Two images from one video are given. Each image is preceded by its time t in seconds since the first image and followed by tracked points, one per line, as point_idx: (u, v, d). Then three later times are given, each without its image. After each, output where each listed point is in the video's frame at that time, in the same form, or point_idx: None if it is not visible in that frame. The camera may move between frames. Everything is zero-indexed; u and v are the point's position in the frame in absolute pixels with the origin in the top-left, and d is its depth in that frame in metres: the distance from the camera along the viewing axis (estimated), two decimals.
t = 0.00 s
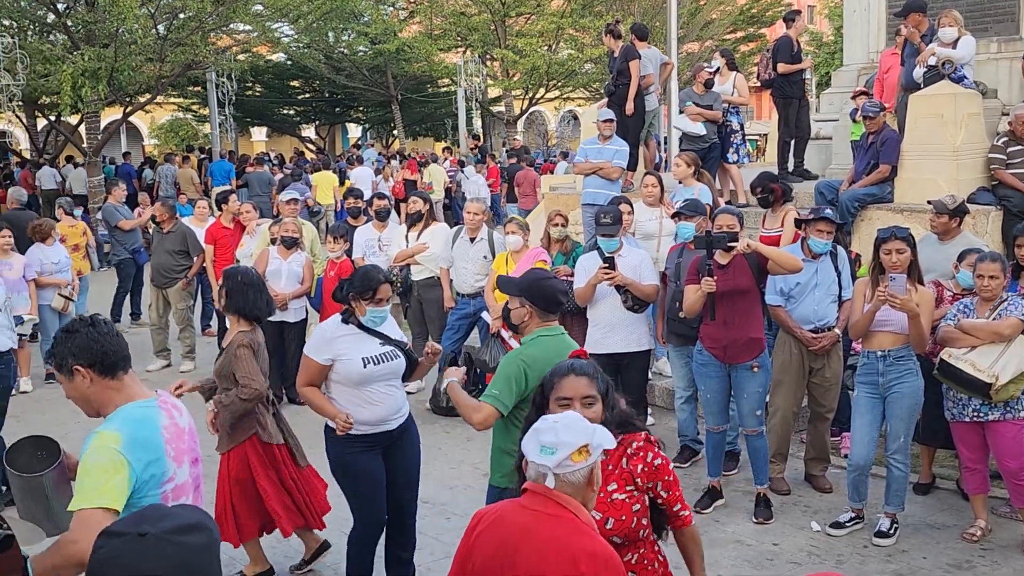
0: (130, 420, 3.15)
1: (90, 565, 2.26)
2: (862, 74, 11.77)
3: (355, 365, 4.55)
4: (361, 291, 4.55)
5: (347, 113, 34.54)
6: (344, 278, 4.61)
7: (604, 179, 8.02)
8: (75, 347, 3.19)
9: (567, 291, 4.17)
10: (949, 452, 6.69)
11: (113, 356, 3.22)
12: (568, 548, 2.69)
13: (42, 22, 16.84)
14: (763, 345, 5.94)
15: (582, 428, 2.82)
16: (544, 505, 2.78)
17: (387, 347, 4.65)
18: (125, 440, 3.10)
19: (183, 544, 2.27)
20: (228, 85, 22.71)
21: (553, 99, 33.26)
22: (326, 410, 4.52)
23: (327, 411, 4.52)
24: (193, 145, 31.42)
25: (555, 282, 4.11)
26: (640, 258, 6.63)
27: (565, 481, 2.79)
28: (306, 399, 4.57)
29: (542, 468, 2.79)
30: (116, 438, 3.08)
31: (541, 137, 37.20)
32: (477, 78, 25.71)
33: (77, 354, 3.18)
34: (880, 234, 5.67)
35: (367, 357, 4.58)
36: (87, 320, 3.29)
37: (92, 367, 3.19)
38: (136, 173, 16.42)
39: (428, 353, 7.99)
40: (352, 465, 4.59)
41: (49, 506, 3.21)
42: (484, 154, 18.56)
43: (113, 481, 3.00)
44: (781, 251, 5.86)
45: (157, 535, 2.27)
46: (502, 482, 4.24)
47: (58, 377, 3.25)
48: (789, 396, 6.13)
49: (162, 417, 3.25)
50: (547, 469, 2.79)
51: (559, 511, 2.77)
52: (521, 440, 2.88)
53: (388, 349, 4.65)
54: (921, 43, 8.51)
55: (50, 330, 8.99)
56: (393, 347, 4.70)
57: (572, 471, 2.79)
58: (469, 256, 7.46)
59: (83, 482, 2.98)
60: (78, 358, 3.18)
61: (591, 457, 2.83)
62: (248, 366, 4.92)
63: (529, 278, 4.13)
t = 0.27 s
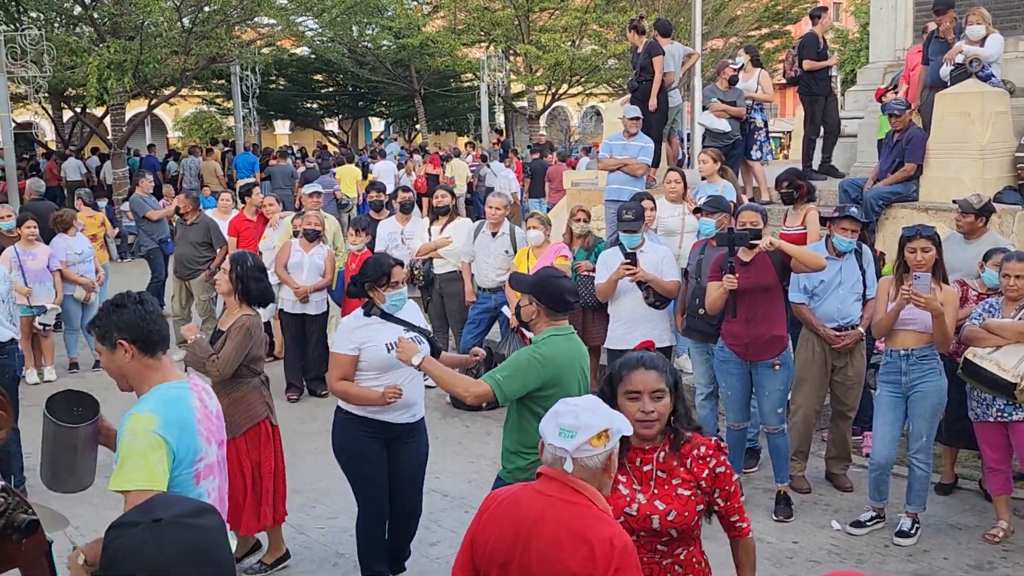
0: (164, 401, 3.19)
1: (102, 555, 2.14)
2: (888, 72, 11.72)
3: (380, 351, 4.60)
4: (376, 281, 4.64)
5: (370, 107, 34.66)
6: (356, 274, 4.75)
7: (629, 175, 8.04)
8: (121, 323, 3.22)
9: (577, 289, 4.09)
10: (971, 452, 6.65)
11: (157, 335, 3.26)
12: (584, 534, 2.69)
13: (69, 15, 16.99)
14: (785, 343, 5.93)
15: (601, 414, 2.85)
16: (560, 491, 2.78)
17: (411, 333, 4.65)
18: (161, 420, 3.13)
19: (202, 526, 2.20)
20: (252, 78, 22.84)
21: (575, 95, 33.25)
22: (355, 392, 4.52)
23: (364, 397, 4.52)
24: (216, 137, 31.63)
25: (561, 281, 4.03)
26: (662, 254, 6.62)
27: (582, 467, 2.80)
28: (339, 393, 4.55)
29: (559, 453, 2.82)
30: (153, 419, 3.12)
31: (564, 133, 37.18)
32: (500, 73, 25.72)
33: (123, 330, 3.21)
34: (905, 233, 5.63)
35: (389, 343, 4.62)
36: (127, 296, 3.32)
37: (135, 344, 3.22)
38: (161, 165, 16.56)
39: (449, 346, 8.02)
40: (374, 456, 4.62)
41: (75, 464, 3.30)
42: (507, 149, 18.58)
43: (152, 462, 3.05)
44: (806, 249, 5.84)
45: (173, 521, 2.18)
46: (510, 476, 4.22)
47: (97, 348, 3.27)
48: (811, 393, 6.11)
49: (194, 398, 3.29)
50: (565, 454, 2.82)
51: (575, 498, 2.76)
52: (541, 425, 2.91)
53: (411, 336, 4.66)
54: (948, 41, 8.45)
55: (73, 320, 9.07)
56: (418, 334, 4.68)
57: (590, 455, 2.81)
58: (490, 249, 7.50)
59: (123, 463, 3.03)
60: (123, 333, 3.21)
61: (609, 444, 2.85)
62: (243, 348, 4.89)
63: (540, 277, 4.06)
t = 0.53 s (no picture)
0: (226, 374, 3.24)
1: (137, 531, 2.03)
2: (910, 69, 11.66)
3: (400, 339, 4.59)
4: (393, 260, 4.77)
5: (389, 100, 34.70)
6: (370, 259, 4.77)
7: (650, 170, 8.03)
8: (178, 302, 3.26)
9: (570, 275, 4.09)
10: (989, 451, 6.60)
11: (210, 317, 3.32)
12: (567, 520, 2.63)
13: (91, 5, 17.08)
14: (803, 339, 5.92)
15: (599, 404, 2.84)
16: (548, 477, 2.73)
17: (429, 321, 4.61)
18: (227, 392, 3.18)
19: (239, 502, 2.10)
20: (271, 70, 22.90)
21: (594, 91, 33.19)
22: (376, 379, 4.51)
23: (387, 385, 4.51)
24: (235, 129, 31.76)
25: (551, 266, 4.01)
26: (680, 248, 6.60)
27: (575, 455, 2.78)
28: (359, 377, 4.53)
29: (554, 443, 2.80)
30: (218, 391, 3.17)
31: (582, 129, 37.15)
32: (519, 68, 25.68)
33: (180, 308, 3.25)
34: (927, 228, 5.60)
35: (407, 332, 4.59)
36: (178, 278, 3.36)
37: (191, 323, 3.27)
38: (180, 156, 16.62)
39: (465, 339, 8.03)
40: (390, 444, 4.61)
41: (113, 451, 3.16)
42: (525, 143, 18.58)
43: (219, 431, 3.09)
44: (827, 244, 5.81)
45: (209, 495, 2.08)
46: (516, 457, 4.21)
47: (147, 325, 3.29)
48: (828, 389, 6.08)
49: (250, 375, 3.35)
50: (562, 439, 2.79)
51: (562, 485, 2.71)
52: (540, 412, 2.89)
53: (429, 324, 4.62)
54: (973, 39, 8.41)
55: (91, 308, 9.11)
56: (435, 321, 4.63)
57: (583, 445, 2.78)
58: (508, 243, 7.46)
59: (191, 428, 3.06)
60: (181, 311, 3.25)
61: (605, 435, 2.82)
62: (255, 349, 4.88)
63: (533, 260, 4.03)
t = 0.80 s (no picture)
0: (252, 348, 3.31)
1: (153, 501, 2.03)
2: (928, 65, 11.61)
3: (406, 329, 4.62)
4: (407, 251, 4.79)
5: (404, 93, 34.73)
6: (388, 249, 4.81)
7: (669, 163, 8.03)
8: (216, 276, 3.27)
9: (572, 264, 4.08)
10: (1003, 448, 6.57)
11: (245, 292, 3.35)
12: (585, 521, 2.55)
13: None
14: (816, 333, 5.95)
15: (624, 406, 2.80)
16: (567, 480, 2.67)
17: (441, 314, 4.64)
18: (253, 365, 3.26)
19: (256, 473, 2.10)
20: (287, 61, 22.93)
21: (609, 86, 33.13)
22: (371, 365, 4.53)
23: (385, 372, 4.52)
24: (250, 121, 31.87)
25: (554, 257, 4.00)
26: (695, 241, 6.59)
27: (596, 455, 2.74)
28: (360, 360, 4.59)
29: (576, 442, 2.76)
30: (245, 364, 3.24)
31: (597, 124, 37.10)
32: (535, 61, 25.66)
33: (218, 283, 3.27)
34: (944, 223, 5.57)
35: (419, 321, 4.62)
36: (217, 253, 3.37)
37: (227, 298, 3.29)
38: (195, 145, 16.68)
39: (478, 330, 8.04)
40: (403, 430, 4.62)
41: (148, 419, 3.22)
42: (540, 137, 18.58)
43: (250, 402, 3.17)
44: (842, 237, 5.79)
45: (225, 466, 2.08)
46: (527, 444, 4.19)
47: (182, 298, 3.30)
48: (843, 385, 6.04)
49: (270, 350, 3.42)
50: (583, 439, 2.75)
51: (581, 489, 2.63)
52: (563, 410, 2.86)
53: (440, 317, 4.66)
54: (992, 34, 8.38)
55: (106, 294, 9.15)
56: (447, 315, 4.66)
57: (605, 446, 2.74)
58: (521, 233, 7.52)
59: (224, 400, 3.12)
60: (219, 286, 3.27)
61: (628, 437, 2.77)
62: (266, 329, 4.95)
63: (536, 249, 4.02)
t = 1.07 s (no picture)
0: (275, 338, 3.31)
1: (162, 480, 2.03)
2: (940, 59, 11.57)
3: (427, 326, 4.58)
4: (424, 242, 4.76)
5: (414, 85, 34.75)
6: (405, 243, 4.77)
7: (679, 156, 8.03)
8: (225, 264, 3.24)
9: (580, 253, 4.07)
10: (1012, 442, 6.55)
11: (255, 276, 3.31)
12: (624, 489, 2.58)
13: None
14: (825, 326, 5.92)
15: (651, 376, 2.78)
16: (597, 451, 2.68)
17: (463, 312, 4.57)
18: (277, 355, 3.26)
19: (262, 449, 2.12)
20: (297, 51, 22.95)
21: (619, 79, 33.08)
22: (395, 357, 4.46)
23: (409, 364, 4.47)
24: (260, 111, 31.95)
25: (561, 247, 3.99)
26: (704, 233, 6.57)
27: (623, 426, 2.72)
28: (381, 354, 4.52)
29: (603, 413, 2.74)
30: (270, 354, 3.24)
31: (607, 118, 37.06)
32: (546, 54, 25.64)
33: (228, 271, 3.24)
34: (955, 215, 5.57)
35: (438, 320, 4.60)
36: (224, 241, 3.32)
37: (238, 286, 3.26)
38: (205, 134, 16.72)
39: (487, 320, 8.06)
40: (411, 416, 4.63)
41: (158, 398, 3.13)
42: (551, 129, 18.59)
43: (272, 395, 3.18)
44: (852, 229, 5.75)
45: (232, 443, 2.08)
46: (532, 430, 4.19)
47: (193, 289, 3.28)
48: (851, 378, 6.05)
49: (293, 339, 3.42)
50: (607, 408, 2.73)
51: (612, 459, 2.65)
52: (587, 379, 2.83)
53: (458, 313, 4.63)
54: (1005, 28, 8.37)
55: (115, 282, 9.18)
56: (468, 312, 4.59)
57: (633, 417, 2.72)
58: (531, 224, 7.52)
59: (248, 393, 3.14)
60: (229, 274, 3.24)
61: (653, 409, 2.76)
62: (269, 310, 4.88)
63: (541, 240, 4.02)
